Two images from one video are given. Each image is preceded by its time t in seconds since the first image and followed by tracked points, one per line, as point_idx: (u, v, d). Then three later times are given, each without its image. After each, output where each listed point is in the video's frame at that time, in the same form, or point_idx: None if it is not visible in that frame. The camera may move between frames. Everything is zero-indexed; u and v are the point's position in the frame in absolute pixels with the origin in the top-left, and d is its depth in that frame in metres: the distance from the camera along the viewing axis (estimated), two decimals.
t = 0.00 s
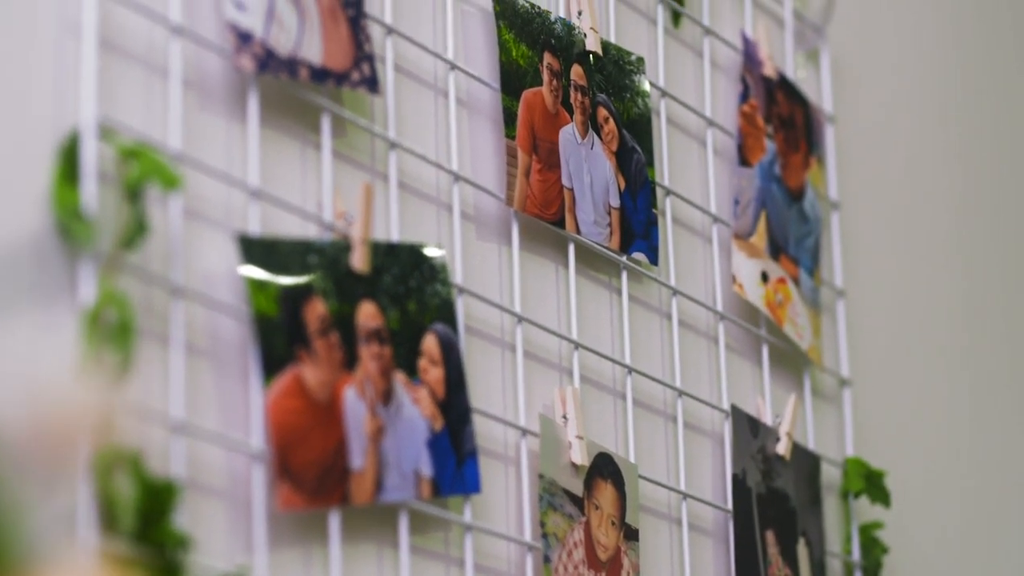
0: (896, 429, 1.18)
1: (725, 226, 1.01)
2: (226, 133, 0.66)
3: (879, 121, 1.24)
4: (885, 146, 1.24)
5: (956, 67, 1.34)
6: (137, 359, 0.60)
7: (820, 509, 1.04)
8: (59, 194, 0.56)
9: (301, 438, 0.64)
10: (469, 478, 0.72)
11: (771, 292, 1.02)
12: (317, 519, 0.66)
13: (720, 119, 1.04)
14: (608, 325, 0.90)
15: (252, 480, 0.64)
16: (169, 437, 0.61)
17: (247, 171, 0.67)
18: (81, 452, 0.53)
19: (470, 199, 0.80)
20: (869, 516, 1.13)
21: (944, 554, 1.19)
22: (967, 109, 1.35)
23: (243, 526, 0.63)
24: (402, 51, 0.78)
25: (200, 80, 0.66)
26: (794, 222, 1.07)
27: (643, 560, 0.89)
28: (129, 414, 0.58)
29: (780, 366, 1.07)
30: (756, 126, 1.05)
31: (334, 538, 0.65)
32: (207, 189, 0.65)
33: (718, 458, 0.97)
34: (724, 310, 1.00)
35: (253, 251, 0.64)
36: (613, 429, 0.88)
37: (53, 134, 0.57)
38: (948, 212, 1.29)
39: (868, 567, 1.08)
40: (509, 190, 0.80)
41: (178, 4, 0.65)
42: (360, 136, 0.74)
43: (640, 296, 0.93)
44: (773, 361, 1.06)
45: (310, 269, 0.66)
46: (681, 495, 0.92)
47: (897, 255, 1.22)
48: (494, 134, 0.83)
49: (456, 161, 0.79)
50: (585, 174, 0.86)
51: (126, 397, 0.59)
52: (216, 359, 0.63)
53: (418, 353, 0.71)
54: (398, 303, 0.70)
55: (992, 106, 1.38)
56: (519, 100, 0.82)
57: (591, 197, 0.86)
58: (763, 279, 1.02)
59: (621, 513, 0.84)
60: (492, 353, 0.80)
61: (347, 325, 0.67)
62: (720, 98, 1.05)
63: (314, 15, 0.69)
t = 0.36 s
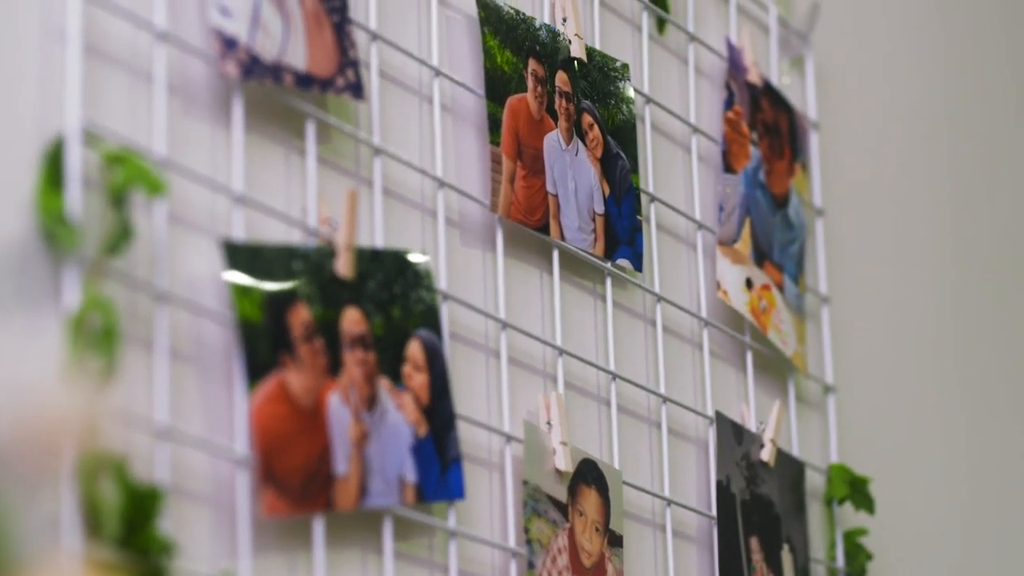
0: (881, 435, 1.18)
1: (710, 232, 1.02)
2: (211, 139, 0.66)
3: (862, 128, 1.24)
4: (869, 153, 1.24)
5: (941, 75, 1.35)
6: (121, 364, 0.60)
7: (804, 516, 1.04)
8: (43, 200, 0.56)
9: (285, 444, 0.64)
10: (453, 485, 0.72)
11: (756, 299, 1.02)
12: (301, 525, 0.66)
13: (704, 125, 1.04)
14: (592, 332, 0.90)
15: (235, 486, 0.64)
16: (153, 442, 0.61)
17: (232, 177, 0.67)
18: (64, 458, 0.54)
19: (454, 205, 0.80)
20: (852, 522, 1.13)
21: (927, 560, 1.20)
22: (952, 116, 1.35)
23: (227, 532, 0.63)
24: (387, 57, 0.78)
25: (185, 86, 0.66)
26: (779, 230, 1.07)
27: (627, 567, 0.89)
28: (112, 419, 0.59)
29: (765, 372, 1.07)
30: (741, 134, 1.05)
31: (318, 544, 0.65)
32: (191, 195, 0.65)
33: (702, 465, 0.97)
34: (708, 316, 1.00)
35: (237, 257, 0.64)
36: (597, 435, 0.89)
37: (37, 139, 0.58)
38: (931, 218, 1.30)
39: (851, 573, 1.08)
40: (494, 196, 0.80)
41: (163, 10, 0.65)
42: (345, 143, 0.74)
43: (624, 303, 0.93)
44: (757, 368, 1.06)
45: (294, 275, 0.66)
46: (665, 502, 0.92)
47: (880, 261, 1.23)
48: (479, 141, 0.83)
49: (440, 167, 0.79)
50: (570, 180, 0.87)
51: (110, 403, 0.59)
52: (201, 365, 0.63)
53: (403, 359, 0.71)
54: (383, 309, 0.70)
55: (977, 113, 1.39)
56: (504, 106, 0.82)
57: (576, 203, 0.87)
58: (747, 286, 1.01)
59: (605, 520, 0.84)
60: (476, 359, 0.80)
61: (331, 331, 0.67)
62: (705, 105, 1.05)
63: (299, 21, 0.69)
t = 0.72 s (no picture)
0: (866, 440, 1.19)
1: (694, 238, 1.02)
2: (196, 143, 0.66)
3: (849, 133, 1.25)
4: (854, 158, 1.25)
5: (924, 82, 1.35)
6: (105, 369, 0.60)
7: (788, 521, 1.05)
8: (27, 204, 0.57)
9: (269, 449, 0.64)
10: (437, 489, 0.72)
11: (740, 304, 1.02)
12: (285, 530, 0.66)
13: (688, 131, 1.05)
14: (576, 337, 0.90)
15: (219, 490, 0.64)
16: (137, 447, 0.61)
17: (217, 182, 0.67)
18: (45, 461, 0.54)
19: (438, 210, 0.81)
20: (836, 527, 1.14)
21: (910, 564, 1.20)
22: (934, 122, 1.36)
23: (210, 536, 0.63)
24: (372, 62, 0.78)
25: (169, 91, 0.66)
26: (763, 235, 1.07)
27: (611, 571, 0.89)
28: (97, 423, 0.59)
29: (749, 377, 1.07)
30: (725, 139, 1.05)
31: (302, 549, 0.65)
32: (176, 199, 0.65)
33: (686, 469, 0.98)
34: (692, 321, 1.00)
35: (221, 261, 0.64)
36: (581, 440, 0.89)
37: (22, 143, 0.58)
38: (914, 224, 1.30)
39: None
40: (477, 202, 0.80)
41: (148, 15, 0.65)
42: (329, 147, 0.74)
43: (608, 308, 0.94)
44: (742, 373, 1.06)
45: (278, 280, 0.66)
46: (649, 507, 0.92)
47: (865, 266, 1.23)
48: (463, 146, 0.83)
49: (425, 172, 0.79)
50: (554, 185, 0.87)
51: (93, 407, 0.59)
52: (185, 369, 0.63)
53: (387, 364, 0.71)
54: (367, 314, 0.70)
55: (959, 119, 1.40)
56: (488, 111, 0.82)
57: (560, 208, 0.87)
58: (731, 291, 1.02)
59: (589, 525, 0.84)
60: (460, 364, 0.80)
61: (316, 336, 0.67)
62: (689, 110, 1.05)
63: (283, 25, 0.69)
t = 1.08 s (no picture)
0: (850, 445, 1.19)
1: (678, 243, 1.03)
2: (181, 147, 0.67)
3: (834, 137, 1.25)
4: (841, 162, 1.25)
5: (905, 91, 1.36)
6: (90, 373, 0.60)
7: (772, 525, 1.05)
8: (12, 206, 0.57)
9: (253, 453, 0.64)
10: (421, 494, 0.72)
11: (724, 309, 1.02)
12: (269, 534, 0.66)
13: (673, 135, 1.05)
14: (560, 342, 0.90)
15: (203, 493, 0.64)
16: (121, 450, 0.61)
17: (202, 186, 0.67)
18: (31, 465, 0.54)
19: (423, 214, 0.81)
20: (822, 532, 1.14)
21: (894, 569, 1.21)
22: (915, 130, 1.37)
23: (194, 540, 0.63)
24: (357, 67, 0.78)
25: (155, 95, 0.66)
26: (747, 241, 1.08)
27: None
28: (81, 427, 0.59)
29: (734, 382, 1.07)
30: (710, 144, 1.05)
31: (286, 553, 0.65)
32: (160, 203, 0.65)
33: (670, 474, 0.98)
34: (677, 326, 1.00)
35: (206, 265, 0.64)
36: (565, 445, 0.89)
37: (8, 147, 0.58)
38: (897, 230, 1.31)
39: None
40: (462, 206, 0.80)
41: (133, 19, 0.65)
42: (313, 151, 0.74)
43: (592, 313, 0.94)
44: (726, 378, 1.06)
45: (262, 284, 0.66)
46: (633, 511, 0.92)
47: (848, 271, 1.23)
48: (448, 152, 0.83)
49: (409, 176, 0.79)
50: (538, 190, 0.87)
51: (78, 411, 0.59)
52: (170, 373, 0.63)
53: (372, 368, 0.71)
54: (352, 318, 0.70)
55: (940, 124, 1.41)
56: (473, 116, 0.82)
57: (545, 213, 0.87)
58: (715, 296, 1.02)
59: (573, 529, 0.84)
60: (444, 368, 0.80)
61: (301, 340, 0.67)
62: (674, 115, 1.06)
63: (268, 30, 0.69)
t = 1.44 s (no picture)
0: (834, 450, 1.20)
1: (664, 247, 1.03)
2: (166, 151, 0.67)
3: (818, 144, 1.26)
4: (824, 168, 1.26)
5: (892, 95, 1.37)
6: (75, 377, 0.60)
7: (757, 530, 1.05)
8: None
9: (238, 457, 0.64)
10: (405, 498, 0.72)
11: (709, 313, 1.02)
12: (254, 538, 0.66)
13: (658, 140, 1.06)
14: (546, 346, 0.91)
15: (189, 498, 0.64)
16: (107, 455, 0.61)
17: (188, 190, 0.67)
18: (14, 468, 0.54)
19: (409, 219, 0.81)
20: (806, 537, 1.14)
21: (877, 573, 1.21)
22: (903, 135, 1.37)
23: (179, 544, 0.63)
24: (343, 71, 0.78)
25: (141, 100, 0.66)
26: (733, 245, 1.08)
27: None
28: (66, 432, 0.59)
29: (719, 387, 1.08)
30: (695, 149, 1.05)
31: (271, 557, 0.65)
32: (146, 207, 0.65)
33: (655, 479, 0.98)
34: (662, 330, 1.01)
35: (191, 269, 0.64)
36: (550, 449, 0.89)
37: None
38: (882, 236, 1.31)
39: None
40: (447, 210, 0.80)
41: (118, 22, 0.65)
42: (299, 156, 0.74)
43: (578, 317, 0.94)
44: (711, 382, 1.07)
45: (248, 287, 0.66)
46: (618, 515, 0.93)
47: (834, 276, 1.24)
48: (434, 157, 0.84)
49: (395, 180, 0.79)
50: (523, 194, 0.87)
51: (63, 415, 0.59)
52: (155, 377, 0.64)
53: (357, 372, 0.71)
54: (337, 322, 0.70)
55: (925, 129, 1.41)
56: (458, 120, 0.82)
57: (530, 217, 0.87)
58: (701, 300, 1.02)
59: (558, 533, 0.84)
60: (430, 372, 0.80)
61: (286, 344, 0.67)
62: (659, 120, 1.06)
63: (254, 35, 0.69)
